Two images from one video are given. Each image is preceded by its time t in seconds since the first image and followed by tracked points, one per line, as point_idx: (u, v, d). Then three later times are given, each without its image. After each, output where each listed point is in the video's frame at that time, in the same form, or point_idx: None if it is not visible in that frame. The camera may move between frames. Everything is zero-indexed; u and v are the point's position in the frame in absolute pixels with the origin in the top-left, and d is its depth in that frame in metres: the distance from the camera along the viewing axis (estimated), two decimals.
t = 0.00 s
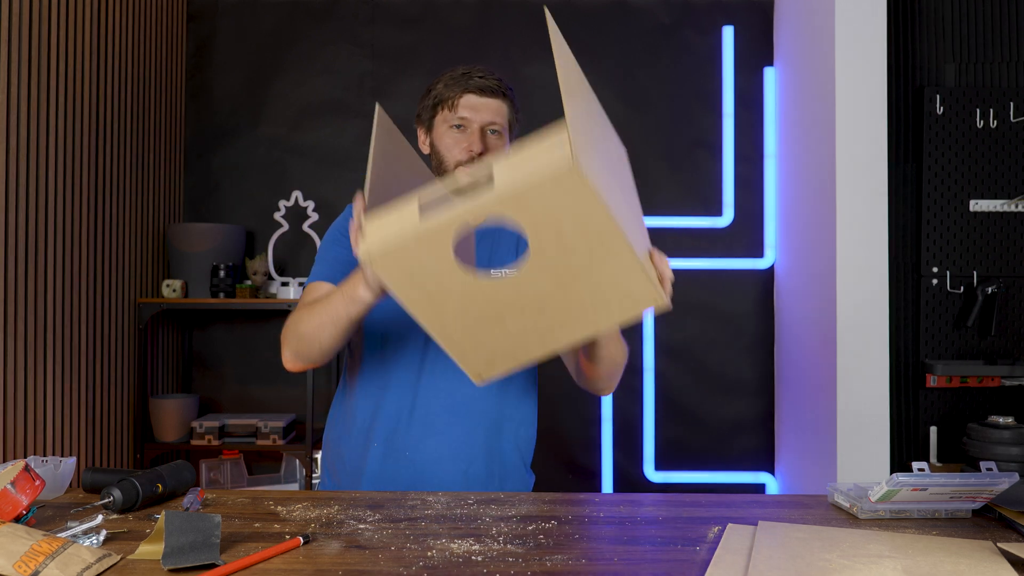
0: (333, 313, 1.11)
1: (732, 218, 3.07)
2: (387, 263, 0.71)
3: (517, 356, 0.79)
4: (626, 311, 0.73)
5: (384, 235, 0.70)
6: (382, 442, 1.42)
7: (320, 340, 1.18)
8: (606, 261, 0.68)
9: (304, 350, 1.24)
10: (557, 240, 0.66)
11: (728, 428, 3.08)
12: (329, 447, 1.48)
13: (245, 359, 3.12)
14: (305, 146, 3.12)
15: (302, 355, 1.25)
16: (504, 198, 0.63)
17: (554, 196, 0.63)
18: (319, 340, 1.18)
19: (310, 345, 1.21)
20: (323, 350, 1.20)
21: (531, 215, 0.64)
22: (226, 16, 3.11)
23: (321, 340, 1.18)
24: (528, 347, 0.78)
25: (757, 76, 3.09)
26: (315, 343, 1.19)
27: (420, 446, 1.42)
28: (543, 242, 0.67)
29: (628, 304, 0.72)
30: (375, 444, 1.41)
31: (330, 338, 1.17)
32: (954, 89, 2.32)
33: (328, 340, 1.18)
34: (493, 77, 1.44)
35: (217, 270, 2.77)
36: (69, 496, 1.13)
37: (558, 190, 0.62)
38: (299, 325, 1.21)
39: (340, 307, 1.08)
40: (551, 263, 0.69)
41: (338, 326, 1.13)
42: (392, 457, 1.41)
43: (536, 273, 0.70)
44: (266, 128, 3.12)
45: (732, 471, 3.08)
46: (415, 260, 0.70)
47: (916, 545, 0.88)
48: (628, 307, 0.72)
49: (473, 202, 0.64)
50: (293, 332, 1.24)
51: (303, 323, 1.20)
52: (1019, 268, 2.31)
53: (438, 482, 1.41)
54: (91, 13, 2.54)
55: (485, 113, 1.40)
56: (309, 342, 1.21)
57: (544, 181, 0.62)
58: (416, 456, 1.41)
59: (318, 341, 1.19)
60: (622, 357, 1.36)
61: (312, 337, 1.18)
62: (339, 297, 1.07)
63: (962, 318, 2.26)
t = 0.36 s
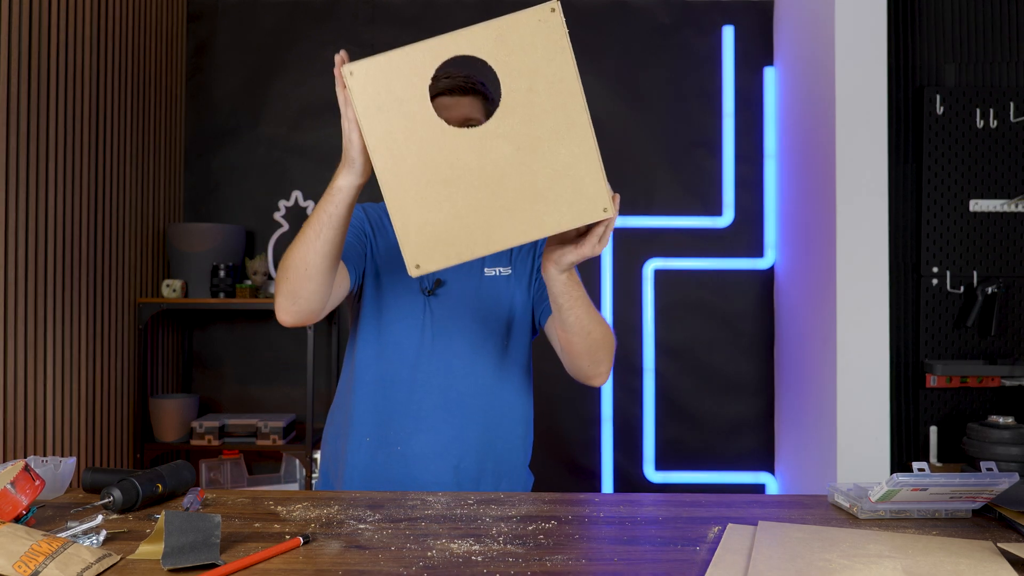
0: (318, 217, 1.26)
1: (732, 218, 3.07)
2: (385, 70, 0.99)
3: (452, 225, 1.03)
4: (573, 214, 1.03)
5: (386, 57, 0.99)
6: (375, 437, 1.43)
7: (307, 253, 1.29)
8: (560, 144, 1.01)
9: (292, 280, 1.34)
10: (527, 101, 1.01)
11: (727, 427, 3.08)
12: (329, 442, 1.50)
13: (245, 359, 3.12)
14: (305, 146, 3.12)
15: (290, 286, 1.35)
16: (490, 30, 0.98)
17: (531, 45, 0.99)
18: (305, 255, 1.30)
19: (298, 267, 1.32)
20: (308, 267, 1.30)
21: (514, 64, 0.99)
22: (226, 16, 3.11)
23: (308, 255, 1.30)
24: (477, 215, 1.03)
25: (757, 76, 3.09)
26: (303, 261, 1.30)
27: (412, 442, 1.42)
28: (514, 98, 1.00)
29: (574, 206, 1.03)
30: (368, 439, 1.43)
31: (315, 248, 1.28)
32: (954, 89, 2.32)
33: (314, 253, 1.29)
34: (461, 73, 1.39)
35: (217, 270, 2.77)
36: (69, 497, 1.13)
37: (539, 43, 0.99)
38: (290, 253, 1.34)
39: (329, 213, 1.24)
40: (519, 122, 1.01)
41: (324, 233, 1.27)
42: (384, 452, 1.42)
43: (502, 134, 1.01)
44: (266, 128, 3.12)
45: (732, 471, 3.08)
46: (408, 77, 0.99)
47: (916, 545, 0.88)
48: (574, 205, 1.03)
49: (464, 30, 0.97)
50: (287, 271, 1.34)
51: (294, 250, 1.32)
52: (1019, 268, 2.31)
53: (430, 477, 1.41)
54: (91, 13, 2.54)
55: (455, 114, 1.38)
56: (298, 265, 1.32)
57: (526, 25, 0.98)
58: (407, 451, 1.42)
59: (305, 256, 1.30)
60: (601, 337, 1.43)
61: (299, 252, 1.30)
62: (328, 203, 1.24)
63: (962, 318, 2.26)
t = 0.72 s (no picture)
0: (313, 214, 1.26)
1: (732, 218, 3.07)
2: (383, 67, 0.99)
3: (444, 226, 1.03)
4: (566, 220, 1.04)
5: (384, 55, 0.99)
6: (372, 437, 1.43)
7: (302, 250, 1.29)
8: (555, 148, 1.02)
9: (286, 279, 1.33)
10: (522, 104, 1.01)
11: (728, 427, 3.08)
12: (325, 441, 1.50)
13: (245, 359, 3.12)
14: (305, 146, 3.12)
15: (285, 284, 1.34)
16: (489, 31, 0.99)
17: (528, 47, 1.00)
18: (300, 252, 1.29)
19: (292, 265, 1.31)
20: (303, 264, 1.30)
21: (512, 67, 1.00)
22: (226, 16, 3.11)
23: (303, 252, 1.29)
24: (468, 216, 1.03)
25: (757, 76, 3.09)
26: (298, 259, 1.30)
27: (409, 442, 1.43)
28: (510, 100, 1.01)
29: (567, 211, 1.03)
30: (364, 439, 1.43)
31: (311, 245, 1.28)
32: (954, 89, 2.32)
33: (309, 250, 1.28)
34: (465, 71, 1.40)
35: (217, 270, 2.77)
36: (69, 496, 1.13)
37: (538, 44, 1.00)
38: (284, 250, 1.33)
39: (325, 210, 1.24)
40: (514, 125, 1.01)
41: (320, 230, 1.27)
42: (381, 452, 1.43)
43: (497, 136, 1.01)
44: (266, 128, 3.12)
45: (732, 471, 3.08)
46: (406, 75, 0.99)
47: (916, 545, 0.88)
48: (566, 213, 1.03)
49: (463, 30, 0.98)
50: (282, 269, 1.34)
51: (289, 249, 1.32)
52: (1019, 268, 2.31)
53: (426, 478, 1.42)
54: (91, 12, 2.54)
55: (458, 110, 1.38)
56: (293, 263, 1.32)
57: (525, 27, 0.99)
58: (404, 452, 1.42)
59: (300, 253, 1.29)
60: (596, 339, 1.44)
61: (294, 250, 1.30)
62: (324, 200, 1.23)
63: (962, 319, 2.26)
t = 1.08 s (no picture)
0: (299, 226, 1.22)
1: (732, 218, 3.07)
2: (373, 124, 0.87)
3: (431, 268, 1.01)
4: (554, 265, 1.02)
5: (373, 100, 0.88)
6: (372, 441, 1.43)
7: (291, 264, 1.27)
8: (549, 206, 0.95)
9: (277, 288, 1.32)
10: (521, 157, 0.91)
11: (728, 428, 3.08)
12: (318, 443, 1.50)
13: (245, 359, 3.12)
14: (305, 146, 3.12)
15: (276, 293, 1.33)
16: (490, 95, 0.85)
17: (533, 110, 0.87)
18: (288, 265, 1.27)
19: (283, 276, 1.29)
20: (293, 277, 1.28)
21: (510, 130, 0.89)
22: (226, 16, 3.11)
23: (292, 265, 1.27)
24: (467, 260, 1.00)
25: (757, 76, 3.09)
26: (288, 271, 1.28)
27: (405, 446, 1.43)
28: (508, 156, 0.91)
29: (559, 260, 1.00)
30: (362, 443, 1.42)
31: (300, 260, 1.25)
32: (954, 89, 2.32)
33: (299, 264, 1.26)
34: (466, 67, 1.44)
35: (217, 270, 2.77)
36: (69, 496, 1.13)
37: (540, 110, 0.87)
38: (273, 261, 1.30)
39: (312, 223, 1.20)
40: (511, 180, 0.92)
41: (308, 245, 1.23)
42: (379, 456, 1.42)
43: (490, 191, 0.93)
44: (267, 128, 3.12)
45: (732, 471, 3.08)
46: (399, 134, 0.88)
47: (916, 545, 0.88)
48: (555, 260, 1.00)
49: (461, 91, 0.85)
50: (272, 279, 1.31)
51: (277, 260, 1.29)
52: (1019, 268, 2.31)
53: (423, 480, 1.42)
54: (91, 12, 2.54)
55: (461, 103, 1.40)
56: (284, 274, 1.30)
57: (533, 90, 0.85)
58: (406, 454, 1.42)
59: (289, 267, 1.27)
60: (597, 353, 1.45)
61: (283, 262, 1.27)
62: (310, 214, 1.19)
63: (962, 318, 2.26)
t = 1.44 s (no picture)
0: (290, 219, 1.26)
1: (732, 218, 3.07)
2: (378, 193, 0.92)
3: (421, 260, 1.19)
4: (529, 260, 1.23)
5: (377, 164, 0.91)
6: (369, 438, 1.42)
7: (283, 255, 1.29)
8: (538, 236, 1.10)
9: (269, 282, 1.34)
10: (515, 215, 1.00)
11: (728, 428, 3.08)
12: (318, 442, 1.49)
13: (245, 359, 3.12)
14: (305, 146, 3.12)
15: (268, 287, 1.35)
16: (495, 182, 0.91)
17: (533, 193, 0.95)
18: (280, 256, 1.30)
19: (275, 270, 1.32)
20: (285, 267, 1.30)
21: (510, 202, 0.96)
22: (226, 16, 3.11)
23: (284, 257, 1.30)
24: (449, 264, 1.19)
25: (757, 76, 3.09)
26: (279, 263, 1.30)
27: (405, 443, 1.42)
28: (505, 214, 1.00)
29: (534, 259, 1.23)
30: (360, 440, 1.42)
31: (291, 251, 1.28)
32: (954, 90, 2.32)
33: (291, 255, 1.29)
34: (462, 72, 1.48)
35: (217, 270, 2.77)
36: (69, 497, 1.13)
37: (541, 194, 0.95)
38: (266, 250, 1.32)
39: (303, 217, 1.24)
40: (504, 225, 1.04)
41: (299, 237, 1.26)
42: (377, 453, 1.42)
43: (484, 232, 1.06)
44: (266, 128, 3.12)
45: (732, 471, 3.08)
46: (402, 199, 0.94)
47: (916, 545, 0.88)
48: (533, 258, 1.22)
49: (467, 178, 0.90)
50: (264, 272, 1.34)
51: (268, 254, 1.32)
52: (1019, 268, 2.31)
53: (423, 478, 1.42)
54: (91, 12, 2.54)
55: (456, 108, 1.45)
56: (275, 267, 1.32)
57: (535, 184, 0.91)
58: (401, 452, 1.42)
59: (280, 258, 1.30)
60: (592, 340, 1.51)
61: (276, 255, 1.30)
62: (301, 207, 1.23)
63: (962, 318, 2.26)
